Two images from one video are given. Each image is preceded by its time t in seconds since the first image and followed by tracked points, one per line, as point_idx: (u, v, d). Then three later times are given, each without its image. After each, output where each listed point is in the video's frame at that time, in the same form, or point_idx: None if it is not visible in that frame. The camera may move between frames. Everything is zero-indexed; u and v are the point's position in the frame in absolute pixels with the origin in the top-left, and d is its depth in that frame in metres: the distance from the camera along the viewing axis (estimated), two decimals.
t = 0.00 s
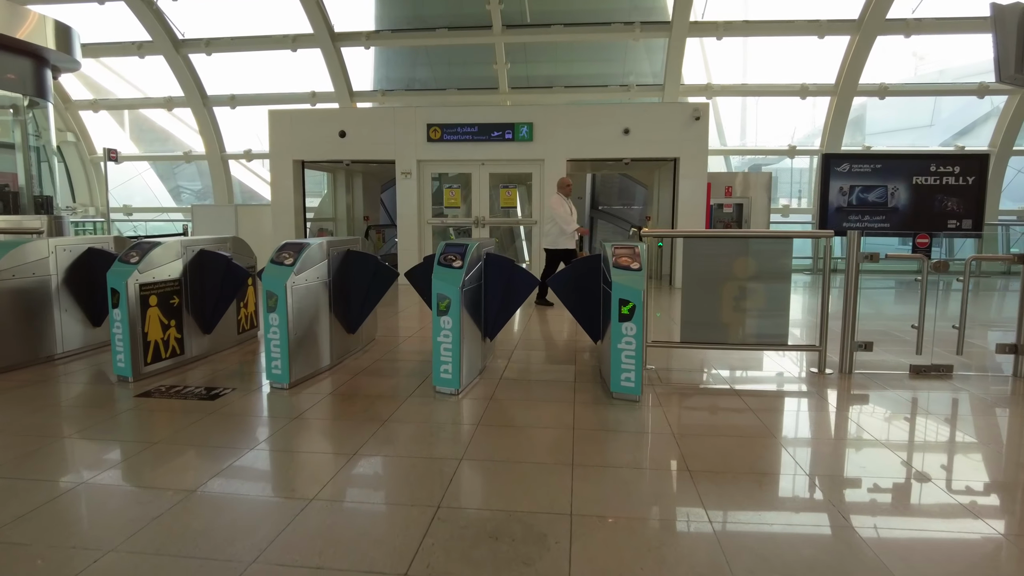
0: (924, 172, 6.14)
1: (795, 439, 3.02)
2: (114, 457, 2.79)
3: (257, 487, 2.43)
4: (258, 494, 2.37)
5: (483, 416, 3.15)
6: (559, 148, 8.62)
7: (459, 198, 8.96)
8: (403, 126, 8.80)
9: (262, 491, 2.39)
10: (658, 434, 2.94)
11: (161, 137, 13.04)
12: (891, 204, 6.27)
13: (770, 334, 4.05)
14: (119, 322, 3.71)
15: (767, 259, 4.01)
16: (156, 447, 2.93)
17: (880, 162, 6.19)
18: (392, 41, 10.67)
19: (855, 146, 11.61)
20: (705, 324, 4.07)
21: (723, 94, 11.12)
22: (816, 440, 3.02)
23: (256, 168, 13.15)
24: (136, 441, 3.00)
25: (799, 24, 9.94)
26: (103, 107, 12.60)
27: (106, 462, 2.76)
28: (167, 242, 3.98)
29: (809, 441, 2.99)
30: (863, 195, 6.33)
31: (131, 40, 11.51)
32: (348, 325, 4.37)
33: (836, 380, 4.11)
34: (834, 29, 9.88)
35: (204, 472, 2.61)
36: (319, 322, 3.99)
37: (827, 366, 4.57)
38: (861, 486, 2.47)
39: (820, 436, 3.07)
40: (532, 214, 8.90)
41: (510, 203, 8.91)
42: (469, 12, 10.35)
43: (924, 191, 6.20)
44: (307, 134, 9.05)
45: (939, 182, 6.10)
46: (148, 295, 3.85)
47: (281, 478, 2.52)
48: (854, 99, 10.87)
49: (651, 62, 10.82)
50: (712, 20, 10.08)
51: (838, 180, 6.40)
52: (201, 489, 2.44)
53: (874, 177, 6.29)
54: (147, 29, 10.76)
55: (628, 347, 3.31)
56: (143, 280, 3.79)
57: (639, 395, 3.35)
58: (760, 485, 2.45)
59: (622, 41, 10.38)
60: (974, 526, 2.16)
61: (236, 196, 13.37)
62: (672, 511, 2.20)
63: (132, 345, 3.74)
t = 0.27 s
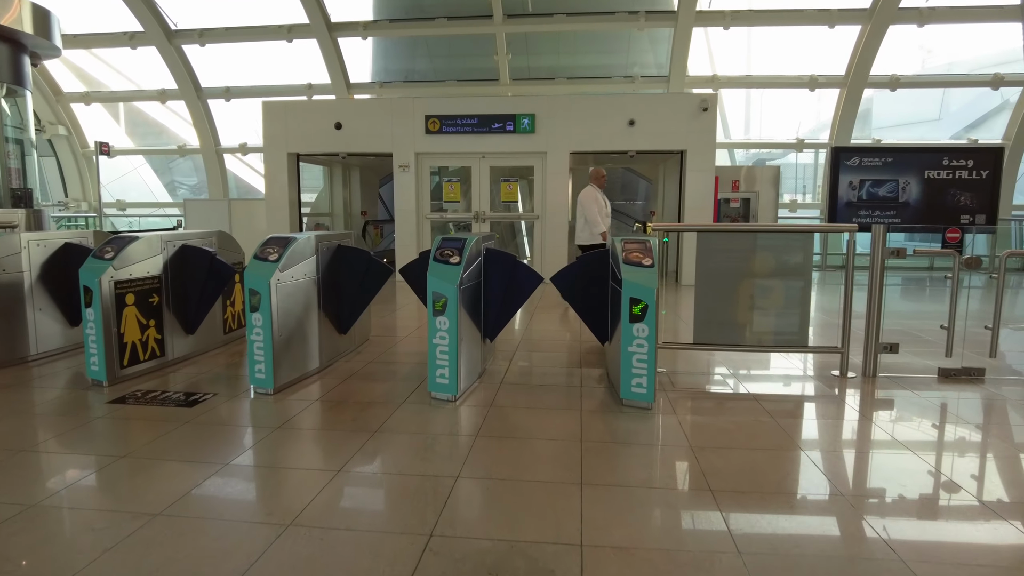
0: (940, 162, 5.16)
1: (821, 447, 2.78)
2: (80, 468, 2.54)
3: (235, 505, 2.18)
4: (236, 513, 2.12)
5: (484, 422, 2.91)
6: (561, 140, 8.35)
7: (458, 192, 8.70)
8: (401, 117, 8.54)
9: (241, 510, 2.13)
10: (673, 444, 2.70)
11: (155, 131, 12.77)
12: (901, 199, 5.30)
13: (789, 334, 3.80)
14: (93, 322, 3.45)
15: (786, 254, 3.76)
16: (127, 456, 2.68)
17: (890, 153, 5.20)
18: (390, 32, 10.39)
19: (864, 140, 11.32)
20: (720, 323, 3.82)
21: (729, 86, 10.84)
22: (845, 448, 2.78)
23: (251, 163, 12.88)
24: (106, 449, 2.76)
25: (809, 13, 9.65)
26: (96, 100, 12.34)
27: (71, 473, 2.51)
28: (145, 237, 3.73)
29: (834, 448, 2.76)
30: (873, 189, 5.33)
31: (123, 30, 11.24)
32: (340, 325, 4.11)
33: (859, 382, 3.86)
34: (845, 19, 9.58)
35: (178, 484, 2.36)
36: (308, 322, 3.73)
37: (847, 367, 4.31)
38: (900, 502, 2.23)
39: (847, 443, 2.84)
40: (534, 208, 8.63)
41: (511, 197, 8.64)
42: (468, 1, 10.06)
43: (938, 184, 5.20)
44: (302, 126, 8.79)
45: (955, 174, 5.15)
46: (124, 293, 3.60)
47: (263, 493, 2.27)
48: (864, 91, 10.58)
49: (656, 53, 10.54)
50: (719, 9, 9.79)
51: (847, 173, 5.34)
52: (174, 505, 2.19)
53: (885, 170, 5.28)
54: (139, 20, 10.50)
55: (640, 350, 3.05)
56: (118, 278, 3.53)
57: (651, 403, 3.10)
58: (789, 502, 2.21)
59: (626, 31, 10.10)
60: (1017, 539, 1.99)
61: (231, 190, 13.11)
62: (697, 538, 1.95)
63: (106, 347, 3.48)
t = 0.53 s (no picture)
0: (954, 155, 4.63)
1: (858, 466, 2.53)
2: (44, 492, 2.30)
3: (210, 541, 1.93)
4: (209, 555, 1.86)
5: (489, 440, 2.67)
6: (565, 134, 8.10)
7: (459, 188, 8.44)
8: (400, 111, 8.28)
9: (216, 549, 1.89)
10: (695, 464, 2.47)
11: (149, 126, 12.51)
12: (915, 196, 4.80)
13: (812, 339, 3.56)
14: (66, 330, 3.21)
15: (809, 254, 3.52)
16: (96, 477, 2.44)
17: (902, 148, 4.73)
18: (388, 23, 10.12)
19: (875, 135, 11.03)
20: (738, 328, 3.58)
21: (737, 79, 10.55)
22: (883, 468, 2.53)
23: (248, 158, 12.62)
24: (78, 467, 2.53)
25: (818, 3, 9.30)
26: (88, 94, 12.07)
27: (39, 495, 2.29)
28: (124, 238, 3.49)
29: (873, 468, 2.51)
30: (884, 184, 4.87)
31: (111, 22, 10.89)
32: (333, 330, 3.87)
33: (886, 391, 3.62)
34: (857, 9, 9.28)
35: (147, 515, 2.11)
36: (297, 328, 3.49)
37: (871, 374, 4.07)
38: (955, 535, 1.99)
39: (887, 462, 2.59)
40: (537, 205, 8.38)
41: (513, 193, 8.39)
42: None
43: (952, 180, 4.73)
44: (298, 121, 8.54)
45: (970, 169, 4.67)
46: (101, 298, 3.36)
47: (252, 519, 2.07)
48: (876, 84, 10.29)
49: (662, 45, 10.26)
50: None
51: (857, 169, 4.83)
52: (139, 544, 1.93)
53: (896, 165, 4.79)
54: (131, 12, 10.22)
55: (657, 359, 2.80)
56: (95, 281, 3.30)
57: (668, 418, 2.85)
58: (832, 538, 1.96)
59: (631, 22, 9.82)
60: None
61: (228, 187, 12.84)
62: None
63: (81, 356, 3.24)
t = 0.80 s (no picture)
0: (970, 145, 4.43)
1: (904, 486, 2.26)
2: None
3: None
4: None
5: (491, 456, 2.41)
6: (570, 124, 7.80)
7: (459, 180, 8.16)
8: (398, 100, 7.99)
9: None
10: (721, 484, 2.20)
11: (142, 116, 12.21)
12: (928, 187, 4.56)
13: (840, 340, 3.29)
14: (29, 332, 2.94)
15: (838, 249, 3.24)
16: (51, 498, 2.17)
17: (917, 139, 4.48)
18: (386, 10, 9.81)
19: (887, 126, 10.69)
20: (759, 328, 3.30)
21: (747, 68, 10.20)
22: (932, 487, 2.26)
23: (243, 150, 12.33)
24: (36, 483, 2.28)
25: None
26: (80, 84, 11.77)
27: None
28: (96, 232, 3.22)
29: (923, 489, 2.23)
30: (898, 176, 4.61)
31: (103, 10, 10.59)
32: (324, 331, 3.61)
33: (920, 395, 3.35)
34: None
35: (102, 547, 1.84)
36: (283, 328, 3.23)
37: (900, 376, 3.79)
38: None
39: (937, 480, 2.32)
40: (540, 196, 8.11)
41: (515, 185, 8.11)
42: None
43: (966, 172, 4.50)
44: (293, 110, 8.25)
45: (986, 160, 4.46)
46: (70, 297, 3.09)
47: (223, 549, 1.82)
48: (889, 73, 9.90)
49: (668, 32, 9.94)
50: None
51: (869, 160, 4.59)
52: None
53: (910, 156, 4.54)
54: None
55: (677, 367, 2.54)
56: (62, 278, 3.03)
57: (689, 431, 2.59)
58: None
59: (637, 8, 9.50)
60: None
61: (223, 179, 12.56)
62: None
63: (47, 360, 2.98)
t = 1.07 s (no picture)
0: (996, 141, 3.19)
1: (958, 526, 1.98)
2: None
3: None
4: None
5: (489, 491, 2.15)
6: (573, 120, 7.52)
7: (458, 178, 7.89)
8: (395, 95, 7.71)
9: None
10: (750, 527, 1.94)
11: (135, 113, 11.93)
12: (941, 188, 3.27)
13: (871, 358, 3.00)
14: None
15: (870, 256, 2.95)
16: None
17: (933, 132, 3.27)
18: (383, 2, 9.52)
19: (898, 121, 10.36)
20: (783, 343, 3.02)
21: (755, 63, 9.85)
22: (990, 528, 1.98)
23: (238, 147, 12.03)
24: None
25: None
26: (71, 79, 11.49)
27: None
28: (58, 237, 2.96)
29: (981, 531, 1.94)
30: (909, 175, 3.31)
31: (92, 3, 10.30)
32: (310, 344, 3.34)
33: (957, 415, 3.08)
34: None
35: None
36: (263, 343, 2.96)
37: (930, 391, 3.52)
38: None
39: (993, 518, 2.04)
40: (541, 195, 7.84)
41: (515, 183, 7.84)
42: None
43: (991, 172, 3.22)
44: (287, 106, 7.98)
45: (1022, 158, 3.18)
46: (29, 308, 2.83)
47: None
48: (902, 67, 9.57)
49: (674, 26, 9.64)
50: None
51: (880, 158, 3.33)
52: None
53: (924, 153, 3.32)
54: None
55: (699, 390, 2.27)
56: (19, 288, 2.77)
57: (710, 461, 2.32)
58: None
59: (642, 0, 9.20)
60: None
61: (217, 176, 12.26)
62: None
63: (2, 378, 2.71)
